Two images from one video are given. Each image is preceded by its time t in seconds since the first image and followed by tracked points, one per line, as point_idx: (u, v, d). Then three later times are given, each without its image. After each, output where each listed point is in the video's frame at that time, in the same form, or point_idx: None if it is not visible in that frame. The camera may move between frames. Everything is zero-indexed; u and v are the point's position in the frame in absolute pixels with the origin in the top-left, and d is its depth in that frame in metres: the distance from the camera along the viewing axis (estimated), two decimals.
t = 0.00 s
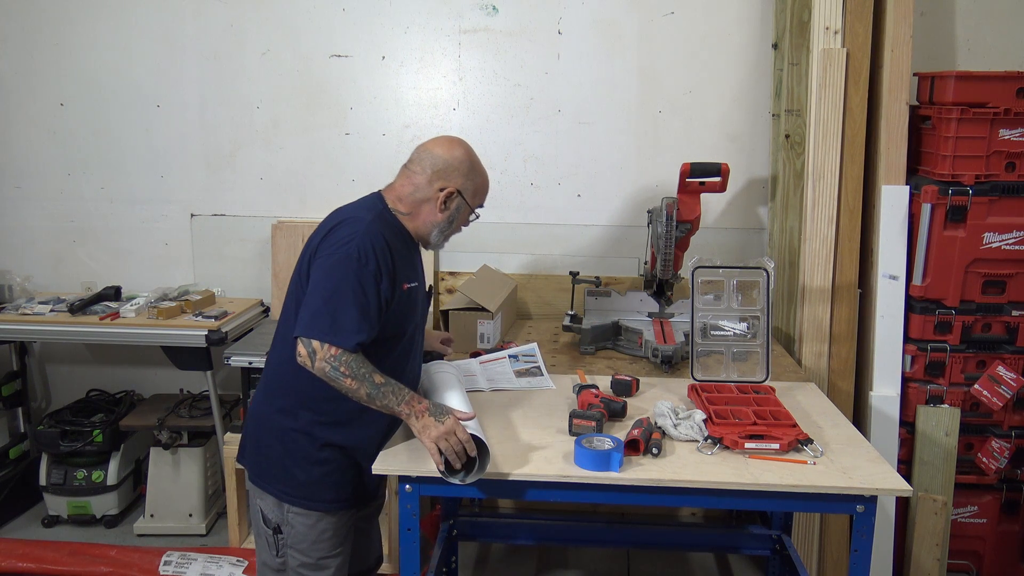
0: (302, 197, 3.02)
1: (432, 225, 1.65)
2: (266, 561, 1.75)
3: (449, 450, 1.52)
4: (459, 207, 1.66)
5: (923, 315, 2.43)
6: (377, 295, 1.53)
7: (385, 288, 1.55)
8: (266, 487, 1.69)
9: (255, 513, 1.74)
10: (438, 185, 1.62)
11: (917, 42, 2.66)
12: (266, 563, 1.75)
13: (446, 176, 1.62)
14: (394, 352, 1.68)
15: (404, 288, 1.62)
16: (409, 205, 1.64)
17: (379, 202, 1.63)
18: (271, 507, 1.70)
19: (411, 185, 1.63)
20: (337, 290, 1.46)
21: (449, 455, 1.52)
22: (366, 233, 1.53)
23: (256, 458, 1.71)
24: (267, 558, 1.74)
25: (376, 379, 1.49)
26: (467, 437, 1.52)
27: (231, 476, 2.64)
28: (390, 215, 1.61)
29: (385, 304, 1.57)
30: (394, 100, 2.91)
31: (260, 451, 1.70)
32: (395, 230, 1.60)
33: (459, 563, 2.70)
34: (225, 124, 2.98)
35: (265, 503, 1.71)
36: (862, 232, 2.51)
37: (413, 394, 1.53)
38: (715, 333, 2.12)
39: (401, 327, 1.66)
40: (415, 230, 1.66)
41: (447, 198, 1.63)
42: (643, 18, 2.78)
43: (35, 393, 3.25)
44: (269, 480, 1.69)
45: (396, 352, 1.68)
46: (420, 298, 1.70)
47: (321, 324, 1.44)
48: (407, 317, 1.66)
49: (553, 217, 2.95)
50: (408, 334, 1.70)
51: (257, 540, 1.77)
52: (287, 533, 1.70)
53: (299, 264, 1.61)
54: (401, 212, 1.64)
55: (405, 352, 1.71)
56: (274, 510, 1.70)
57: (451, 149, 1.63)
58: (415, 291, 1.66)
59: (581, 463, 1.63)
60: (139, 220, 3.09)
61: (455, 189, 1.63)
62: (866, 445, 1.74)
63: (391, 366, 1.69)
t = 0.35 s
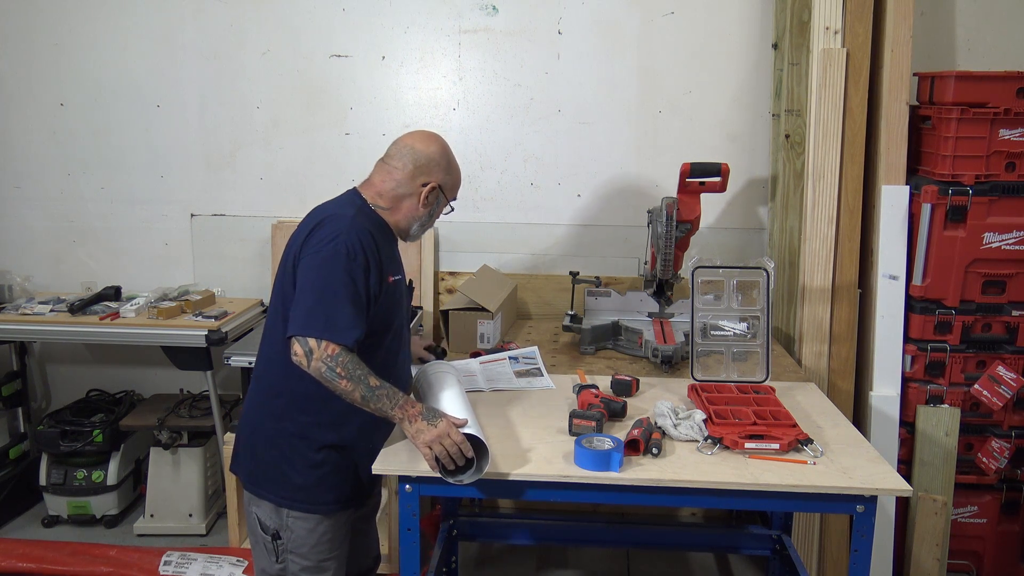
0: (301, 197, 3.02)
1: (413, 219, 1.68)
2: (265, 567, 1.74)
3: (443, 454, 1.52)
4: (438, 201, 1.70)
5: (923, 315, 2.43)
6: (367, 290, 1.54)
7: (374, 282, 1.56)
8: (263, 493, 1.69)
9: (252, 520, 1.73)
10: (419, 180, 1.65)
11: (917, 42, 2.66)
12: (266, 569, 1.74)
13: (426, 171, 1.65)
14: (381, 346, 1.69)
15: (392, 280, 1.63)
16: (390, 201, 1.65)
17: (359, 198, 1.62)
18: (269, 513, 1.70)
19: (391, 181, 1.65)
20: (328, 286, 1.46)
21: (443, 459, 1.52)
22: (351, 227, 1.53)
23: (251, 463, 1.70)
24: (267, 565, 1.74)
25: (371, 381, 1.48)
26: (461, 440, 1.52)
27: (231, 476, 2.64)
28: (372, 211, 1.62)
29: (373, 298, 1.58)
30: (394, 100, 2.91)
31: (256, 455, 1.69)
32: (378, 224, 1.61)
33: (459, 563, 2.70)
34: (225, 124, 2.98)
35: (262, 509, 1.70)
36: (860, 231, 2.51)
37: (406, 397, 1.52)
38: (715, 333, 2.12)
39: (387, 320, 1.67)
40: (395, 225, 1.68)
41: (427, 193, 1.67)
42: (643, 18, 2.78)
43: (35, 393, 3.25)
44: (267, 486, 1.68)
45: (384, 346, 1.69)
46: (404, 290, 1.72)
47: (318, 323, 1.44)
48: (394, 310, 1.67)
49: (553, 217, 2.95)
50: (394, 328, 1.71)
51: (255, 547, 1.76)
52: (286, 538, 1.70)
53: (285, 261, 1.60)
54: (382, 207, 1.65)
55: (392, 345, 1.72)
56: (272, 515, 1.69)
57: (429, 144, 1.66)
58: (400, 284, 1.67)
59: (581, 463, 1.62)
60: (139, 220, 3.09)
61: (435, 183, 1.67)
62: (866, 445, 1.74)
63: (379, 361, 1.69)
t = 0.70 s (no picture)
0: (301, 197, 3.02)
1: (415, 219, 1.68)
2: (267, 567, 1.74)
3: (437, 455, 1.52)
4: (439, 201, 1.70)
5: (923, 315, 2.43)
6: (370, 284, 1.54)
7: (377, 278, 1.56)
8: (265, 492, 1.68)
9: (253, 521, 1.73)
10: (421, 180, 1.66)
11: (917, 42, 2.66)
12: (268, 570, 1.74)
13: (427, 171, 1.66)
14: (384, 343, 1.70)
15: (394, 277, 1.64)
16: (393, 200, 1.65)
17: (363, 197, 1.62)
18: (272, 513, 1.70)
19: (393, 181, 1.65)
20: (334, 278, 1.47)
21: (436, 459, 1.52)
22: (357, 222, 1.54)
23: (252, 462, 1.70)
24: (269, 565, 1.74)
25: (371, 375, 1.47)
26: (455, 442, 1.52)
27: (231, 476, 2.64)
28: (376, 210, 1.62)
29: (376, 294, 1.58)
30: (394, 100, 2.91)
31: (257, 454, 1.69)
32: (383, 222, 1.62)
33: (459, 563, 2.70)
34: (225, 124, 2.98)
35: (264, 509, 1.70)
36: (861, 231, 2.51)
37: (404, 395, 1.52)
38: (715, 333, 2.12)
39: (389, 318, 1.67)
40: (398, 224, 1.68)
41: (429, 193, 1.67)
42: (643, 18, 2.78)
43: (35, 393, 3.26)
44: (269, 486, 1.68)
45: (386, 344, 1.70)
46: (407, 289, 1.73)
47: (322, 313, 1.44)
48: (396, 308, 1.68)
49: (553, 217, 2.95)
50: (396, 326, 1.71)
51: (257, 548, 1.76)
52: (290, 538, 1.70)
53: (289, 254, 1.60)
54: (385, 207, 1.65)
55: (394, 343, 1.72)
56: (275, 516, 1.70)
57: (430, 145, 1.67)
58: (403, 281, 1.68)
59: (581, 463, 1.63)
60: (139, 220, 3.09)
61: (436, 183, 1.67)
62: (866, 445, 1.74)
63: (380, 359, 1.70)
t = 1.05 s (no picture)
0: (301, 197, 3.01)
1: (423, 222, 1.69)
2: (265, 564, 1.74)
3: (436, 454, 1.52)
4: (447, 206, 1.71)
5: (923, 315, 2.43)
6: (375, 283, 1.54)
7: (383, 277, 1.56)
8: (265, 489, 1.68)
9: (253, 517, 1.73)
10: (430, 184, 1.66)
11: (917, 42, 2.66)
12: (267, 567, 1.74)
13: (437, 175, 1.66)
14: (387, 343, 1.70)
15: (399, 278, 1.64)
16: (402, 202, 1.66)
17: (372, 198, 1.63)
18: (272, 510, 1.70)
19: (403, 183, 1.66)
20: (340, 276, 1.47)
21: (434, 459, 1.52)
22: (366, 222, 1.54)
23: (252, 459, 1.69)
24: (268, 562, 1.74)
25: (373, 374, 1.47)
26: (454, 442, 1.51)
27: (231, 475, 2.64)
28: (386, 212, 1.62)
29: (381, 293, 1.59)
30: (394, 100, 2.91)
31: (258, 452, 1.69)
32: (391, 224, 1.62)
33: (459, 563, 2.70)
34: (225, 124, 2.98)
35: (264, 506, 1.70)
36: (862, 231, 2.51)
37: (404, 395, 1.52)
38: (715, 333, 2.12)
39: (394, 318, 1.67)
40: (406, 226, 1.68)
41: (438, 197, 1.68)
42: (643, 18, 2.78)
43: (35, 393, 3.26)
44: (269, 482, 1.68)
45: (390, 343, 1.70)
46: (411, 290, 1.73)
47: (327, 309, 1.44)
48: (401, 308, 1.68)
49: (553, 217, 2.95)
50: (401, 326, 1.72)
51: (256, 544, 1.76)
52: (289, 534, 1.70)
53: (296, 251, 1.60)
54: (393, 209, 1.66)
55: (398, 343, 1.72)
56: (275, 512, 1.70)
57: (440, 150, 1.68)
58: (409, 282, 1.68)
59: (581, 463, 1.62)
60: (139, 220, 3.09)
61: (445, 188, 1.68)
62: (866, 445, 1.74)
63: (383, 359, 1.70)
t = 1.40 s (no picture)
0: (301, 197, 3.01)
1: (415, 217, 1.67)
2: (267, 562, 1.74)
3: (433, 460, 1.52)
4: (441, 199, 1.67)
5: (923, 315, 2.43)
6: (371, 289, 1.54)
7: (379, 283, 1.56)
8: (266, 489, 1.68)
9: (254, 516, 1.73)
10: (419, 177, 1.65)
11: (917, 42, 2.66)
12: (269, 565, 1.74)
13: (425, 167, 1.65)
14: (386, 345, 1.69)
15: (396, 281, 1.63)
16: (392, 199, 1.66)
17: (363, 197, 1.64)
18: (272, 509, 1.70)
19: (393, 179, 1.66)
20: (335, 285, 1.47)
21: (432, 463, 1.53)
22: (360, 228, 1.54)
23: (253, 459, 1.69)
24: (270, 561, 1.74)
25: (371, 384, 1.46)
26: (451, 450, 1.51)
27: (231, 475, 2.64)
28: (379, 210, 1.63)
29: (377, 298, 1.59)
30: (394, 100, 2.91)
31: (258, 452, 1.68)
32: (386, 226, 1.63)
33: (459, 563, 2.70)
34: (225, 124, 2.98)
35: (265, 505, 1.70)
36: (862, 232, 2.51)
37: (404, 406, 1.50)
38: (715, 333, 2.12)
39: (393, 321, 1.67)
40: (400, 223, 1.67)
41: (428, 189, 1.65)
42: (643, 18, 2.77)
43: (35, 393, 3.26)
44: (270, 481, 1.68)
45: (389, 346, 1.70)
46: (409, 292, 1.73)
47: (323, 320, 1.45)
48: (399, 311, 1.68)
49: (554, 217, 2.95)
50: (400, 329, 1.72)
51: (258, 543, 1.76)
52: (290, 534, 1.70)
53: (292, 260, 1.60)
54: (385, 206, 1.66)
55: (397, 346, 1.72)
56: (276, 511, 1.70)
57: (431, 142, 1.66)
58: (406, 284, 1.68)
59: (581, 463, 1.62)
60: (139, 220, 3.09)
61: (436, 180, 1.65)
62: (866, 445, 1.74)
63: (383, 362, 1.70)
